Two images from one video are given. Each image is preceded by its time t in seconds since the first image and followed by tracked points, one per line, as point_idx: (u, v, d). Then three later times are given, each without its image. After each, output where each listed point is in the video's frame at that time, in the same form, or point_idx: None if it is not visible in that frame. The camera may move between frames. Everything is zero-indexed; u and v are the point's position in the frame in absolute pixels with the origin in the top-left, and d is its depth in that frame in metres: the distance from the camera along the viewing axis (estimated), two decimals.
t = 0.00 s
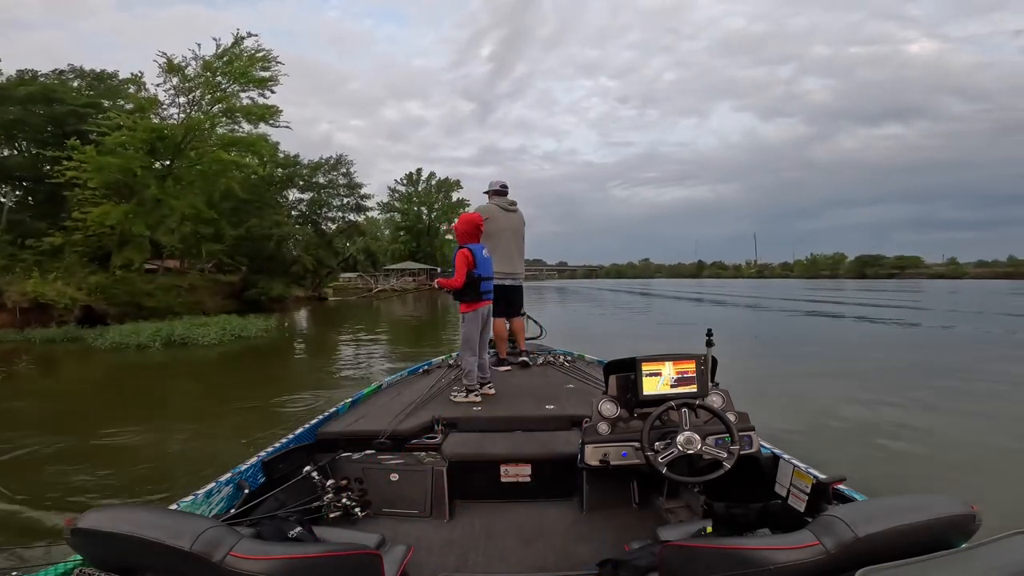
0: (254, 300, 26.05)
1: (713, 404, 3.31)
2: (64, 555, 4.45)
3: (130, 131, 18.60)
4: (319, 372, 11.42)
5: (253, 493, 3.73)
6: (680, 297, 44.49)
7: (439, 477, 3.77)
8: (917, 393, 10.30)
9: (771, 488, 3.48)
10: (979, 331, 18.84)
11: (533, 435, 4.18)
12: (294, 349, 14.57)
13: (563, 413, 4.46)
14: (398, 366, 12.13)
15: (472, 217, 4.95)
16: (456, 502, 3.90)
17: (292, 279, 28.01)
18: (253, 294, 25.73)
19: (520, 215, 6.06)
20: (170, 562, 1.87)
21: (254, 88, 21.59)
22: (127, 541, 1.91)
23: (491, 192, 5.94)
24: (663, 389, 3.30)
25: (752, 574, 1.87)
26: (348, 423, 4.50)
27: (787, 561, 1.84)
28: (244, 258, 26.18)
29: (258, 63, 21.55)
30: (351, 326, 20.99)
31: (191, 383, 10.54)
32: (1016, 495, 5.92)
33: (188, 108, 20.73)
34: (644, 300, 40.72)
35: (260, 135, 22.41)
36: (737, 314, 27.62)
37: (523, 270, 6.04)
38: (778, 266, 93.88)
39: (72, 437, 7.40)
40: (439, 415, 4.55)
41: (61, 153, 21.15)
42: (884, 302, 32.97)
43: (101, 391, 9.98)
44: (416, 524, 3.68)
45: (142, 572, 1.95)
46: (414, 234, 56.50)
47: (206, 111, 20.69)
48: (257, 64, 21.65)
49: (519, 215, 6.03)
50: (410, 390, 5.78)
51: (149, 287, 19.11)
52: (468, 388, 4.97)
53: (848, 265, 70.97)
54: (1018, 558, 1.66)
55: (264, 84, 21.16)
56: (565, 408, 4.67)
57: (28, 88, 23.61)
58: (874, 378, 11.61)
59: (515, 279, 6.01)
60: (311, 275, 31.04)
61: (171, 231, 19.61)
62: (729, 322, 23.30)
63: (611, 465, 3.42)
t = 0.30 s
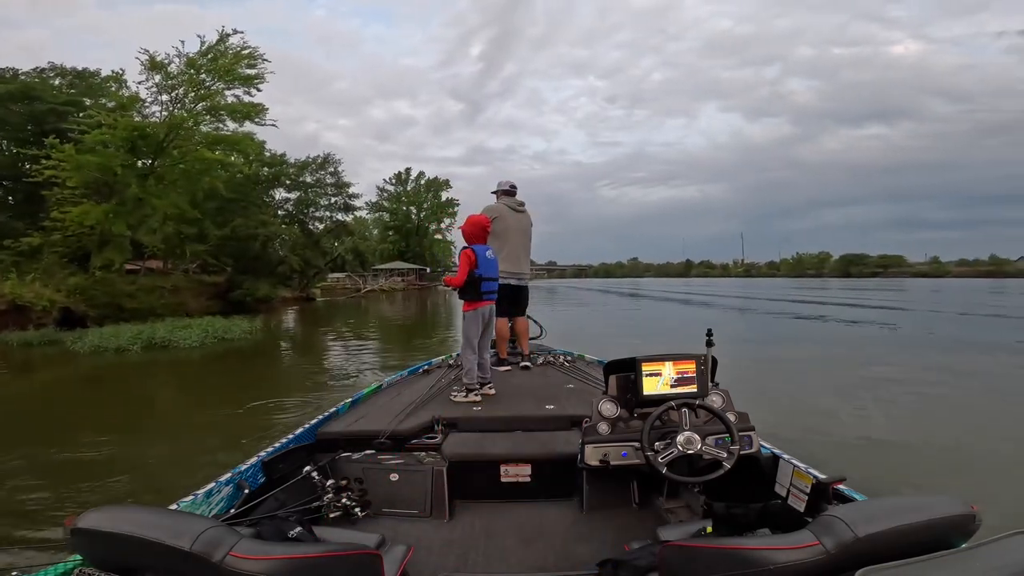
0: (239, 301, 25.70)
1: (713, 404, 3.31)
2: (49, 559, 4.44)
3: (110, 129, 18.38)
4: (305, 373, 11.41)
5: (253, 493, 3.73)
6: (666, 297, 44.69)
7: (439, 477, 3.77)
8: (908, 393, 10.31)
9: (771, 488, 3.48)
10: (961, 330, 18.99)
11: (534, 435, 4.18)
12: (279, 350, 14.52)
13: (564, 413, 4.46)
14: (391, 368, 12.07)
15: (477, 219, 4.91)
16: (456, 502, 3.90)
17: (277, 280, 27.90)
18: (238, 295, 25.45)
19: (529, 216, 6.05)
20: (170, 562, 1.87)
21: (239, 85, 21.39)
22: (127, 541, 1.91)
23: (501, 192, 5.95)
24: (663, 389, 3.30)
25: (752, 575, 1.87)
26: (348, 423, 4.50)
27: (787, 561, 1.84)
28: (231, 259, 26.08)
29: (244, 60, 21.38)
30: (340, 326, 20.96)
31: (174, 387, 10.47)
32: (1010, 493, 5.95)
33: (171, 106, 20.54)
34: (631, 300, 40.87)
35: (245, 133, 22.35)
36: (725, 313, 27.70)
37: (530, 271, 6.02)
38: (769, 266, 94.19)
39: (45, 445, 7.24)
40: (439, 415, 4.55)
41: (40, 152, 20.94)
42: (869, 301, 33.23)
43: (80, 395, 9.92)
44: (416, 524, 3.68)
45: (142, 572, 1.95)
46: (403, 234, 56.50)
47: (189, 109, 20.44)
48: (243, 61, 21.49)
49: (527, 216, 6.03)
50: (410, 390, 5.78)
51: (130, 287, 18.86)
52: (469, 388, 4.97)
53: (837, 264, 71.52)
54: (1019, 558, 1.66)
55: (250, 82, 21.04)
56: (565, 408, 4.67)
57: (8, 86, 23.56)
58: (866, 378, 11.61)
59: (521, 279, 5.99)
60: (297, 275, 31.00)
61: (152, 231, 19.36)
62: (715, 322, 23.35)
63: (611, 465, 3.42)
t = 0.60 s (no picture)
0: (224, 307, 25.69)
1: (713, 405, 3.31)
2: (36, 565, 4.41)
3: (85, 134, 17.76)
4: (289, 379, 11.44)
5: (253, 493, 3.73)
6: (653, 296, 44.77)
7: (439, 477, 3.77)
8: (900, 392, 10.34)
9: (771, 488, 3.48)
10: (946, 328, 19.10)
11: (533, 435, 4.18)
12: (265, 356, 14.48)
13: (563, 413, 4.46)
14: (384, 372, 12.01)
15: (478, 219, 4.91)
16: (456, 502, 3.90)
17: (263, 285, 27.80)
18: (224, 301, 25.40)
19: (531, 215, 6.05)
20: (170, 562, 1.87)
21: (220, 88, 21.52)
22: (127, 541, 1.91)
23: (503, 193, 5.97)
24: (663, 389, 3.30)
25: (752, 574, 1.87)
26: (348, 423, 4.50)
27: (787, 561, 1.84)
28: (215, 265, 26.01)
29: (223, 62, 21.51)
30: (329, 330, 20.99)
31: (159, 395, 10.42)
32: (1005, 491, 6.00)
33: (149, 109, 20.48)
34: (618, 300, 40.93)
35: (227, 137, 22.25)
36: (713, 313, 27.75)
37: (534, 269, 6.00)
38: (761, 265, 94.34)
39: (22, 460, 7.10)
40: (439, 415, 4.55)
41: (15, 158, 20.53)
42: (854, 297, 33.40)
43: (58, 407, 9.77)
44: (416, 524, 3.68)
45: (142, 572, 1.95)
46: (391, 236, 56.43)
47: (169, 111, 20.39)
48: (223, 63, 21.55)
49: (530, 216, 6.03)
50: (410, 390, 5.78)
51: (111, 295, 18.72)
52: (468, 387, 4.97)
53: (824, 262, 71.83)
54: (1020, 558, 1.66)
55: (231, 84, 21.08)
56: (565, 408, 4.67)
57: None
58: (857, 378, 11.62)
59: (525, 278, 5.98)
60: (283, 280, 30.97)
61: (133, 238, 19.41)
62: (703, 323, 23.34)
63: (611, 465, 3.42)
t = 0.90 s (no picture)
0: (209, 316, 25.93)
1: (713, 404, 3.31)
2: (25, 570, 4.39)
3: (60, 140, 17.67)
4: (269, 388, 11.41)
5: (253, 493, 3.73)
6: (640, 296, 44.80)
7: (439, 477, 3.77)
8: (892, 391, 10.35)
9: (771, 488, 3.48)
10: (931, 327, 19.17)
11: (533, 435, 4.18)
12: (249, 364, 14.43)
13: (563, 413, 4.46)
14: (373, 377, 11.96)
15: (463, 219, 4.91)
16: (456, 502, 3.90)
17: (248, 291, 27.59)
18: (208, 309, 25.68)
19: (523, 216, 6.05)
20: (170, 562, 1.87)
21: (197, 92, 21.03)
22: (127, 541, 1.91)
23: (494, 193, 5.96)
24: (663, 389, 3.30)
25: (752, 575, 1.87)
26: (348, 423, 4.51)
27: (787, 561, 1.84)
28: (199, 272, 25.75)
29: (199, 65, 21.07)
30: (317, 336, 20.99)
31: (142, 406, 10.35)
32: (997, 487, 6.05)
33: (123, 114, 19.73)
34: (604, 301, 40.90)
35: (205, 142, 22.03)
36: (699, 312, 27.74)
37: (526, 269, 6.00)
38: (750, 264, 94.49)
39: None
40: (439, 415, 4.55)
41: None
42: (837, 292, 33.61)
43: (34, 421, 9.64)
44: (416, 524, 3.68)
45: (142, 572, 1.95)
46: (378, 240, 56.15)
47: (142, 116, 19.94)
48: (200, 66, 21.08)
49: (522, 216, 6.03)
50: (409, 390, 5.78)
51: (90, 306, 18.30)
52: (467, 387, 4.98)
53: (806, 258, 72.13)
54: (1020, 558, 1.66)
55: (209, 87, 20.62)
56: (565, 408, 4.67)
57: None
58: (848, 377, 11.61)
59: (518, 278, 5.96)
60: (267, 286, 30.88)
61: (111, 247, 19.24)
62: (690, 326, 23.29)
63: (611, 465, 3.42)
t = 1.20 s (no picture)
0: (191, 315, 25.32)
1: (713, 404, 3.31)
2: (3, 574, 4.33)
3: (40, 136, 17.29)
4: (248, 390, 11.34)
5: (253, 493, 3.73)
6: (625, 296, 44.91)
7: (439, 477, 3.77)
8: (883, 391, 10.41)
9: (771, 488, 3.48)
10: (915, 328, 19.31)
11: (533, 435, 4.18)
12: (232, 365, 14.34)
13: (563, 413, 4.46)
14: (359, 378, 11.93)
15: (458, 219, 4.91)
16: (456, 502, 3.90)
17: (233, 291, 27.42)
18: (191, 309, 25.08)
19: (516, 216, 6.06)
20: (170, 562, 1.87)
21: (183, 88, 20.31)
22: (127, 541, 1.91)
23: (487, 194, 5.94)
24: (663, 389, 3.31)
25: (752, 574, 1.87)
26: (348, 423, 4.51)
27: (787, 561, 1.84)
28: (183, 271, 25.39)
29: (186, 61, 20.36)
30: (305, 337, 20.92)
31: (120, 408, 10.23)
32: (987, 486, 6.11)
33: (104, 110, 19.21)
34: (590, 301, 40.95)
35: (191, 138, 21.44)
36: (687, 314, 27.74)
37: (521, 270, 6.00)
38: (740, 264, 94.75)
39: None
40: (438, 415, 4.55)
41: None
42: (820, 293, 33.85)
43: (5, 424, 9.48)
44: (416, 524, 3.68)
45: (142, 572, 1.94)
46: (367, 240, 55.95)
47: (124, 111, 19.22)
48: (186, 62, 20.41)
49: (515, 216, 6.03)
50: (410, 390, 5.78)
51: (69, 305, 18.00)
52: (466, 388, 4.97)
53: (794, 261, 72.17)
54: (1020, 558, 1.66)
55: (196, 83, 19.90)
56: (565, 408, 4.67)
57: None
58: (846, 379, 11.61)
59: (515, 278, 5.98)
60: (253, 284, 30.67)
61: (91, 244, 18.95)
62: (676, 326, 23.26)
63: (611, 465, 3.41)
